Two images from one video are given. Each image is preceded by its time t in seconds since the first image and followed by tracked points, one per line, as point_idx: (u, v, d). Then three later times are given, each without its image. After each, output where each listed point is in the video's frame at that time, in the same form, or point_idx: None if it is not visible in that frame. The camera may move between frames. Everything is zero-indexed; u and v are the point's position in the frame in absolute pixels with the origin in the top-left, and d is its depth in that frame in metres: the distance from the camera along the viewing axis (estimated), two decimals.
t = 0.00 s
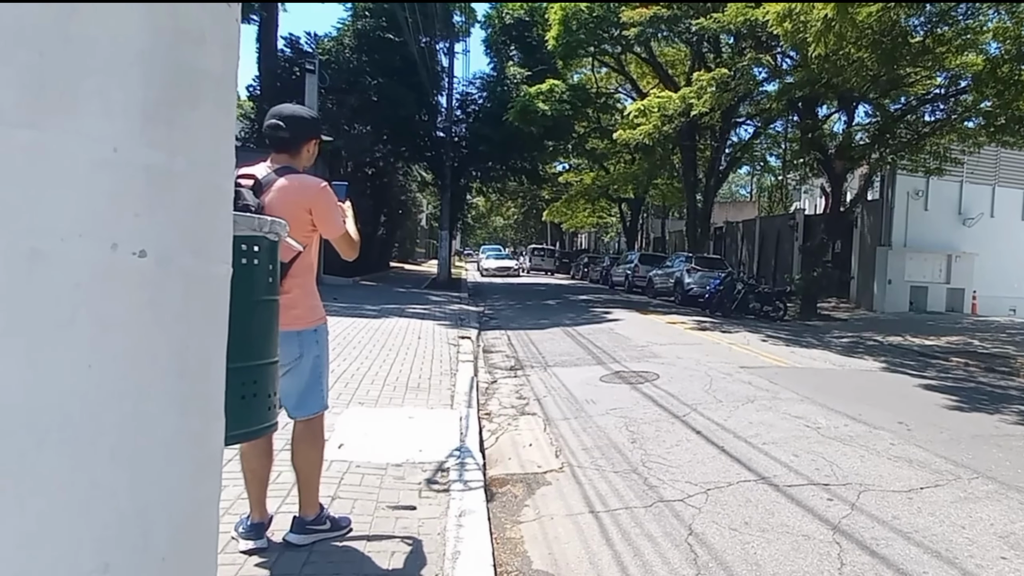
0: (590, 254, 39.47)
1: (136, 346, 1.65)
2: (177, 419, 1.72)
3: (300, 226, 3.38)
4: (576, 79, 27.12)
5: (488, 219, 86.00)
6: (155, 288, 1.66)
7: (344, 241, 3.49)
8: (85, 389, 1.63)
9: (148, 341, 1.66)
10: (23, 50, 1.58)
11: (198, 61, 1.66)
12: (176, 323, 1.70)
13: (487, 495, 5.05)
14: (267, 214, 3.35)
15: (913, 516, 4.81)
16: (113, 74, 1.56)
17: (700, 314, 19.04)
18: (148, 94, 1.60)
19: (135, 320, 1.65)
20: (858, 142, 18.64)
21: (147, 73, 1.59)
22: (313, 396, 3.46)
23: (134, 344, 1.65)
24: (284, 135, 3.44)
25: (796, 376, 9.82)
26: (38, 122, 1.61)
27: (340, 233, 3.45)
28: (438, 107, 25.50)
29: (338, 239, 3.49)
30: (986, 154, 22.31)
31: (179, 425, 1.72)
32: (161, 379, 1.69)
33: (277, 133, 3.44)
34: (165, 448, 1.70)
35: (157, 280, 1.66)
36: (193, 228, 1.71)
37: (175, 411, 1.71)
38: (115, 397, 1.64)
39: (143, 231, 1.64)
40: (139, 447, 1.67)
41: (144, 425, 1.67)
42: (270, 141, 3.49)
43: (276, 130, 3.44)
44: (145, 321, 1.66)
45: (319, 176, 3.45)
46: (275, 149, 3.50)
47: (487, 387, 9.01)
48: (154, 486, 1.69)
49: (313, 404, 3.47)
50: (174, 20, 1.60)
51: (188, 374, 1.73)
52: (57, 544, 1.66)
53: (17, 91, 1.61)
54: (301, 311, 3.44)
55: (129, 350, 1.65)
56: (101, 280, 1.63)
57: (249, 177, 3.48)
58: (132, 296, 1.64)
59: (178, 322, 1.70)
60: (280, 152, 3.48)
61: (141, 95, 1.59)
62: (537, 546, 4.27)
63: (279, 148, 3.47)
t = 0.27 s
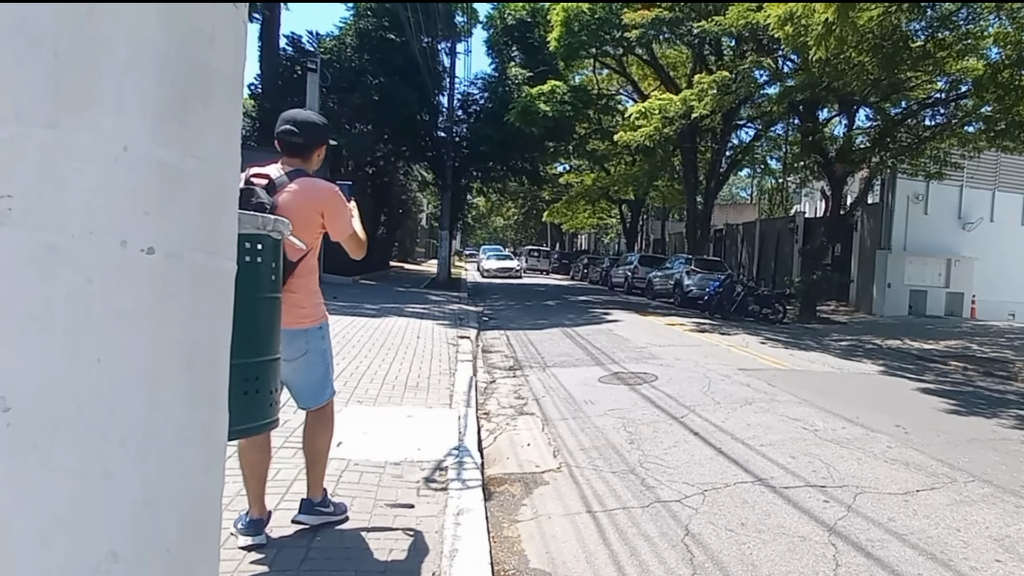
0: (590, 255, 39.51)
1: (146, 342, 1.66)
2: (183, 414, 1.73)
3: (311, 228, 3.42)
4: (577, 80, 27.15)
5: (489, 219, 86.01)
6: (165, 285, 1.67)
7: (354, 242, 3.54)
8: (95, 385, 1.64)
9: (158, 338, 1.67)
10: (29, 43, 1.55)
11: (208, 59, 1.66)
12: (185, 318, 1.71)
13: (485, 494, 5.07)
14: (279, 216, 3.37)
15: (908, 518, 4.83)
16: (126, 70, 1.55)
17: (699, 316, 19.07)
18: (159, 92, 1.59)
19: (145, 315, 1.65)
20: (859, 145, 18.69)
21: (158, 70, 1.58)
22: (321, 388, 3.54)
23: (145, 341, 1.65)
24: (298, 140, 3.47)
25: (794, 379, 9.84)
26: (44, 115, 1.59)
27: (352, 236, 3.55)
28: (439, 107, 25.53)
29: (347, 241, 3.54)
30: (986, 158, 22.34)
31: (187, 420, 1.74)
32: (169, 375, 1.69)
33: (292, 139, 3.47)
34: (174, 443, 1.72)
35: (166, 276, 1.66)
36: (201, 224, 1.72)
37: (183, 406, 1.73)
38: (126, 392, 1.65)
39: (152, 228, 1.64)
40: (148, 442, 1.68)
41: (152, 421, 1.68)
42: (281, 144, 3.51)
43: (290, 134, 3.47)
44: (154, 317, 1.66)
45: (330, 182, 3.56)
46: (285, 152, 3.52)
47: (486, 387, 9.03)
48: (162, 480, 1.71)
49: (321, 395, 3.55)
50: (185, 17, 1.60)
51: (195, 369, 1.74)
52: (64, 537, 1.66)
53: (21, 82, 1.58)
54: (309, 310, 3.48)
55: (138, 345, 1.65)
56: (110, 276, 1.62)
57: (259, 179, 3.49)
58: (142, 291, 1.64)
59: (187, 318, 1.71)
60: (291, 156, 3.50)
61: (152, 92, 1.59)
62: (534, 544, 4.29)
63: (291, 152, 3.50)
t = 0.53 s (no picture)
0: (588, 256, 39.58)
1: (170, 347, 1.65)
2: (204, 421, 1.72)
3: (334, 237, 3.52)
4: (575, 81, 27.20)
5: (487, 220, 86.04)
6: (189, 289, 1.66)
7: (372, 251, 3.63)
8: (123, 395, 1.61)
9: (183, 342, 1.67)
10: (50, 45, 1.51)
11: (226, 69, 1.68)
12: (207, 324, 1.71)
13: (486, 494, 5.11)
14: (305, 224, 3.47)
15: (904, 517, 4.89)
16: (155, 77, 1.55)
17: (697, 317, 19.12)
18: (184, 98, 1.60)
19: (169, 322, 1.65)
20: (857, 147, 18.79)
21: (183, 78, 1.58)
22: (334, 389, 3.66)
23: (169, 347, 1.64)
24: (324, 153, 3.58)
25: (792, 380, 9.89)
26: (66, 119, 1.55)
27: (370, 245, 3.65)
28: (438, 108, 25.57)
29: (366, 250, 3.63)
30: (982, 160, 22.43)
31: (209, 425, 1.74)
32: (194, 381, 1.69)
33: (320, 151, 3.58)
34: (197, 444, 1.72)
35: (189, 281, 1.66)
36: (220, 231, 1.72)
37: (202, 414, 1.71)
38: (152, 396, 1.63)
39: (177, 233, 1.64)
40: (173, 448, 1.67)
41: (178, 427, 1.67)
42: (307, 156, 3.61)
43: (316, 147, 3.58)
44: (179, 321, 1.66)
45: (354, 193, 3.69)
46: (311, 165, 3.63)
47: (485, 387, 9.08)
48: (186, 484, 1.70)
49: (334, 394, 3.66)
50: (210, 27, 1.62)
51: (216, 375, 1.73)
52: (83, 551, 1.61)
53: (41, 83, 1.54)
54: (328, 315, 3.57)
55: (163, 349, 1.64)
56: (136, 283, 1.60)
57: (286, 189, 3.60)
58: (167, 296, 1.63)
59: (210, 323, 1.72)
60: (317, 167, 3.61)
61: (177, 101, 1.59)
62: (535, 543, 4.34)
63: (317, 164, 3.61)
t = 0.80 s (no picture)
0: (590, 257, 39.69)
1: (235, 346, 1.75)
2: (262, 418, 1.82)
3: (368, 242, 3.78)
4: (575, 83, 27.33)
5: (487, 221, 86.16)
6: (249, 293, 1.78)
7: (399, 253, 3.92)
8: (192, 392, 1.70)
9: (245, 343, 1.77)
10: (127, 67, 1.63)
11: (279, 95, 1.84)
12: (263, 327, 1.82)
13: (499, 490, 5.24)
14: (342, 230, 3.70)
15: (909, 509, 5.00)
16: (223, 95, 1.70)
17: (700, 316, 19.23)
18: (245, 116, 1.74)
19: (233, 323, 1.75)
20: (856, 145, 18.93)
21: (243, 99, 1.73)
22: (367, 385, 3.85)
23: (234, 346, 1.75)
24: (356, 161, 3.79)
25: (795, 377, 10.00)
26: (140, 137, 1.66)
27: (398, 247, 3.93)
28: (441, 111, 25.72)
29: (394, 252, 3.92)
30: (982, 158, 22.53)
31: (266, 423, 1.84)
32: (255, 380, 1.80)
33: (351, 160, 3.79)
34: (258, 439, 1.82)
35: (249, 286, 1.77)
36: (272, 242, 1.84)
37: (261, 412, 1.82)
38: (220, 393, 1.73)
39: (238, 241, 1.75)
40: (237, 443, 1.76)
41: (241, 423, 1.77)
42: (339, 164, 3.82)
43: (348, 156, 3.79)
44: (240, 323, 1.76)
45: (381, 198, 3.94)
46: (341, 171, 3.84)
47: (493, 387, 9.20)
48: (246, 479, 1.79)
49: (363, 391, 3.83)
50: (268, 55, 1.79)
51: (271, 375, 1.85)
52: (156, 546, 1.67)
53: (117, 105, 1.65)
54: (361, 314, 3.82)
55: (229, 348, 1.74)
56: (204, 286, 1.70)
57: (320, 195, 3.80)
58: (231, 299, 1.74)
59: (267, 327, 1.83)
60: (348, 175, 3.83)
61: (238, 119, 1.73)
62: (549, 537, 4.47)
63: (349, 172, 3.83)
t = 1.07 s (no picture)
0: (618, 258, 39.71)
1: (336, 346, 1.93)
2: (359, 413, 2.00)
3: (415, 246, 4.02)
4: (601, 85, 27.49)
5: (513, 224, 86.52)
6: (347, 298, 1.95)
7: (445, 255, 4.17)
8: (303, 388, 1.87)
9: (345, 345, 1.95)
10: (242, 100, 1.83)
11: (369, 121, 2.02)
12: (358, 330, 1.99)
13: (544, 485, 5.45)
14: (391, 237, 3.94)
15: (947, 502, 5.10)
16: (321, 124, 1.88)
17: (730, 315, 19.25)
18: (341, 141, 1.92)
19: (333, 327, 1.92)
20: (885, 139, 18.90)
21: (339, 127, 1.91)
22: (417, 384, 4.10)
23: (334, 347, 1.92)
24: (402, 172, 4.02)
25: (829, 374, 10.05)
26: (256, 160, 1.84)
27: (443, 250, 4.18)
28: (469, 117, 26.10)
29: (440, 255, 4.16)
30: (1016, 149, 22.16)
31: (361, 417, 2.01)
32: (352, 378, 1.96)
33: (398, 170, 4.01)
34: (355, 433, 1.97)
35: (345, 292, 1.95)
36: (364, 252, 2.01)
37: (357, 406, 1.99)
38: (326, 389, 1.91)
39: (336, 252, 1.92)
40: (339, 434, 1.93)
41: (343, 417, 1.94)
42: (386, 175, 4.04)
43: (395, 167, 4.01)
44: (340, 326, 1.94)
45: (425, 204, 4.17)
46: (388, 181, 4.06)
47: (530, 387, 9.42)
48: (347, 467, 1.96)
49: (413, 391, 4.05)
50: (359, 88, 1.96)
51: (364, 375, 2.01)
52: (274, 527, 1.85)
53: (235, 134, 1.84)
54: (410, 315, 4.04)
55: (332, 349, 1.92)
56: (309, 293, 1.88)
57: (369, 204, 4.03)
58: (332, 304, 1.92)
59: (360, 330, 1.99)
60: (395, 185, 4.06)
61: (335, 143, 1.90)
62: (594, 529, 4.66)
63: (396, 182, 4.05)
